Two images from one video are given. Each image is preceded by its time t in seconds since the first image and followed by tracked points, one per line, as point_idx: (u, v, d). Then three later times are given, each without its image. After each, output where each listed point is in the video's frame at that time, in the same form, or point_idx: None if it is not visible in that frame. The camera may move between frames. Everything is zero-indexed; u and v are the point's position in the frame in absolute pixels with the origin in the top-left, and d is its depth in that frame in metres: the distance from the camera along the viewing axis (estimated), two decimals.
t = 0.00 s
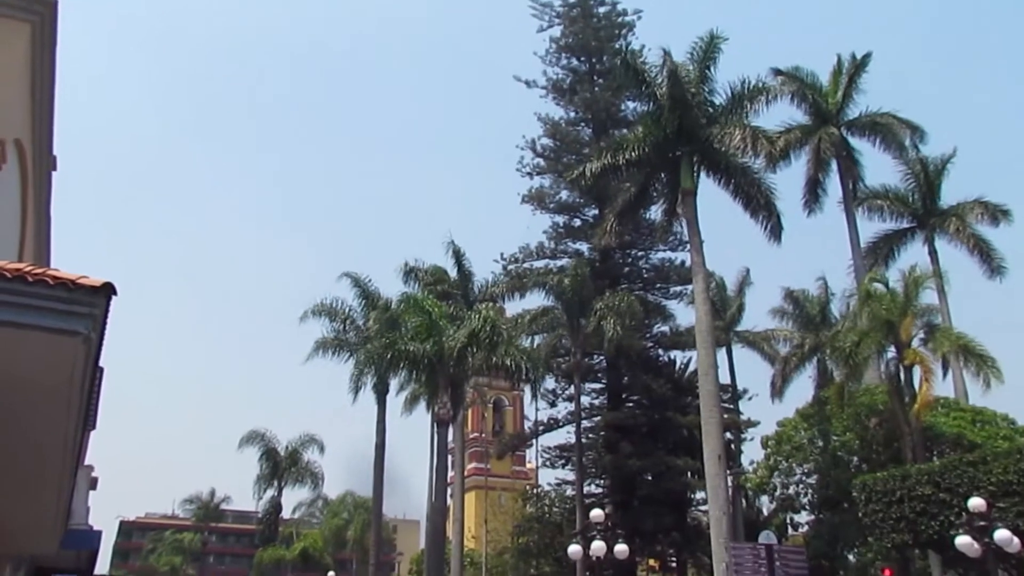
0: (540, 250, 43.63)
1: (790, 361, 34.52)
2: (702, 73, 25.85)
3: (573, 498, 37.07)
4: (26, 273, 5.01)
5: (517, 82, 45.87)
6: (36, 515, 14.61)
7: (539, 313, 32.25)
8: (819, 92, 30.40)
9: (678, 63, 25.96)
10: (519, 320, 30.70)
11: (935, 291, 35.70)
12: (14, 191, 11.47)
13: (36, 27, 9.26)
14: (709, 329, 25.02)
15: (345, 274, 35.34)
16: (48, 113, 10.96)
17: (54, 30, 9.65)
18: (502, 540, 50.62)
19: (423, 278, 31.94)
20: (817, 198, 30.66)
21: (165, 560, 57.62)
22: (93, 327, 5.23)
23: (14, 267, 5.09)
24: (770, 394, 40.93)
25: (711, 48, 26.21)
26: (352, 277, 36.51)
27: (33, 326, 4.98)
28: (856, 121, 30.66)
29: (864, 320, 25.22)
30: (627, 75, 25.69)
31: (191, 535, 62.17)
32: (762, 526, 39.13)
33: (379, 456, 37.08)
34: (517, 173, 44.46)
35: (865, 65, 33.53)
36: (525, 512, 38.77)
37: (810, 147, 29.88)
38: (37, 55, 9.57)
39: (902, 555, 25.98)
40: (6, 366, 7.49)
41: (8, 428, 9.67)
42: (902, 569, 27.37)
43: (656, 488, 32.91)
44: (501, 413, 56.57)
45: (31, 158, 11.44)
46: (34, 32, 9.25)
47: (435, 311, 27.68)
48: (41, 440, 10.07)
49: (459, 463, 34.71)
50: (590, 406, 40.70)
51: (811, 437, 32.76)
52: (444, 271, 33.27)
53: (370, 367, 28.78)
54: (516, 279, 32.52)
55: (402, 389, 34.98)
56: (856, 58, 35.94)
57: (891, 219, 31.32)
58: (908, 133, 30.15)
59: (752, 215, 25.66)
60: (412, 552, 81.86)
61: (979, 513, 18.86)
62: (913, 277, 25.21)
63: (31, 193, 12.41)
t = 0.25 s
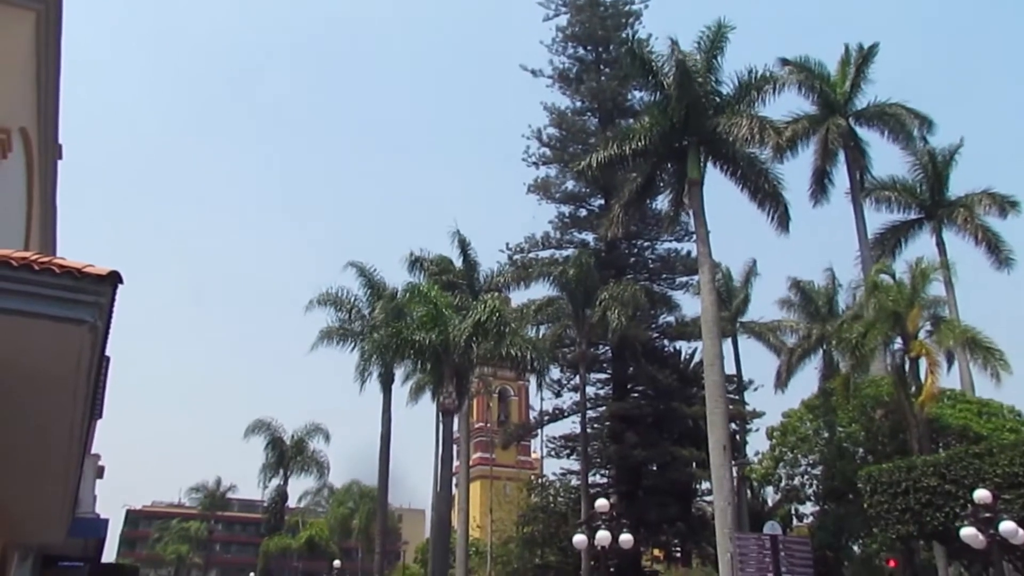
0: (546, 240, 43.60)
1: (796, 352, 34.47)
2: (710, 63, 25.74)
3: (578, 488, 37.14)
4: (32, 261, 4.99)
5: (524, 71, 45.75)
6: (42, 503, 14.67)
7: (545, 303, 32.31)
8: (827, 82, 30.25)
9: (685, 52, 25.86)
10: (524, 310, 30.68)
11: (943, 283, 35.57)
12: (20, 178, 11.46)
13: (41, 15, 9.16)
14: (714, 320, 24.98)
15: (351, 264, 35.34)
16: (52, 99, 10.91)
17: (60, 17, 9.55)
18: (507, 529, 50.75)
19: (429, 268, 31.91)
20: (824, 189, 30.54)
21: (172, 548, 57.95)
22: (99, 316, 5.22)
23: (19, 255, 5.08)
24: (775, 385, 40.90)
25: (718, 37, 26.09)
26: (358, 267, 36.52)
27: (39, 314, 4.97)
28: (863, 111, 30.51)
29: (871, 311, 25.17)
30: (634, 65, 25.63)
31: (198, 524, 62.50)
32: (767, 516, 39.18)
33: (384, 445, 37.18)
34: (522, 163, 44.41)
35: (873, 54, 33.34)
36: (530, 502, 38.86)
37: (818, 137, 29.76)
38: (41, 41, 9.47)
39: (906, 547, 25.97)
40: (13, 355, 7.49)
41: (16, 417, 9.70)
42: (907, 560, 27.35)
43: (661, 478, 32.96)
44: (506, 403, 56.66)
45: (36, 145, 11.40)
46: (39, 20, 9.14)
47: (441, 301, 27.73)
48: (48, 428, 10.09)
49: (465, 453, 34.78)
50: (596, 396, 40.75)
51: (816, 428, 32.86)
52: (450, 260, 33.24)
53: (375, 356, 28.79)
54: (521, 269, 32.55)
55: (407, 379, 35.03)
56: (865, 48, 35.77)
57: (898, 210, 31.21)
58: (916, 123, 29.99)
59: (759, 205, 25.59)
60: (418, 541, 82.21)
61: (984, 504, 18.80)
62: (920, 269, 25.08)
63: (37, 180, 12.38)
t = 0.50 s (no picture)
0: (551, 226, 43.51)
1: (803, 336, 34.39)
2: (715, 46, 25.50)
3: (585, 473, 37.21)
4: (39, 251, 4.95)
5: (528, 57, 45.51)
6: (53, 492, 14.73)
7: (550, 290, 32.25)
8: (834, 65, 30.02)
9: (690, 36, 25.64)
10: (530, 296, 30.62)
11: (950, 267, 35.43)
12: (26, 166, 11.41)
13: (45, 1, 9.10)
14: (721, 305, 24.90)
15: (356, 251, 35.29)
16: (57, 86, 10.82)
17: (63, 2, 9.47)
18: (514, 515, 50.93)
19: (434, 255, 31.80)
20: (831, 173, 30.38)
21: (182, 536, 58.29)
22: (107, 305, 5.18)
23: (25, 244, 5.04)
24: (782, 370, 40.85)
25: (723, 20, 25.86)
26: (363, 255, 36.47)
27: (46, 304, 4.94)
28: (871, 94, 30.28)
29: (878, 295, 25.02)
30: (638, 49, 25.44)
31: (208, 511, 62.85)
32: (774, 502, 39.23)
33: (392, 432, 37.29)
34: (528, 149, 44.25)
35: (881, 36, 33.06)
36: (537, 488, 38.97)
37: (825, 121, 29.55)
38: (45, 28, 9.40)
39: (913, 531, 25.98)
40: (21, 345, 7.49)
41: (26, 407, 9.71)
42: (915, 544, 27.34)
43: (667, 464, 32.99)
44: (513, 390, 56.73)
45: (41, 133, 11.33)
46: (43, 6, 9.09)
47: (445, 289, 27.80)
48: (58, 417, 10.09)
49: (472, 440, 34.83)
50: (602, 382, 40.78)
51: (823, 413, 32.55)
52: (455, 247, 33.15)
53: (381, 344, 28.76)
54: (526, 255, 32.54)
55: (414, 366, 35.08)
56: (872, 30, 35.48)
57: (906, 193, 31.03)
58: (924, 105, 29.77)
59: (766, 189, 25.44)
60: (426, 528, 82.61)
61: (992, 488, 18.74)
62: (928, 253, 24.90)
63: (42, 168, 12.32)
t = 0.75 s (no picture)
0: (557, 212, 43.54)
1: (810, 322, 34.37)
2: (721, 31, 25.41)
3: (592, 459, 37.33)
4: (48, 239, 5.01)
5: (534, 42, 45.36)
6: (65, 477, 14.88)
7: (556, 276, 32.30)
8: (842, 48, 29.85)
9: (695, 20, 25.56)
10: (536, 282, 30.65)
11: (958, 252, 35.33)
12: (34, 154, 11.46)
13: None
14: (728, 290, 24.89)
15: (363, 238, 35.36)
16: (63, 74, 10.87)
17: None
18: (521, 501, 51.16)
19: (440, 241, 31.83)
20: (838, 158, 30.26)
21: (191, 522, 58.79)
22: (116, 291, 5.22)
23: (34, 233, 5.10)
24: (789, 355, 40.85)
25: (729, 5, 25.76)
26: (370, 241, 36.53)
27: (54, 290, 5.00)
28: (879, 78, 30.12)
29: (885, 281, 24.95)
30: (644, 34, 25.38)
31: (217, 497, 63.29)
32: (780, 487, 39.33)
33: (399, 418, 37.46)
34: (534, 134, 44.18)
35: (889, 20, 32.86)
36: (544, 473, 39.13)
37: (833, 105, 29.44)
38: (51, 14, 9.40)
39: (920, 516, 26.03)
40: (30, 331, 7.55)
41: (36, 392, 9.80)
42: (922, 529, 27.38)
43: (674, 449, 33.07)
44: (520, 375, 56.91)
45: (48, 121, 11.36)
46: None
47: (451, 276, 27.94)
48: (67, 403, 10.16)
49: (478, 426, 34.96)
50: (608, 367, 40.92)
51: (830, 398, 32.83)
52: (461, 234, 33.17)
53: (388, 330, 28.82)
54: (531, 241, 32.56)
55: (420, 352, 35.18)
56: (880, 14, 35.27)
57: (914, 178, 30.92)
58: (933, 89, 29.61)
59: (774, 175, 25.36)
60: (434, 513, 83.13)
61: (999, 473, 18.71)
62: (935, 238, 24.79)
63: (50, 157, 12.37)
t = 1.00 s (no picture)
0: (565, 196, 43.49)
1: (818, 305, 34.32)
2: (729, 13, 25.27)
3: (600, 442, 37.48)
4: (58, 224, 5.07)
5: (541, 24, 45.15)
6: (78, 461, 15.03)
7: (563, 260, 32.31)
8: (852, 29, 29.62)
9: (703, 2, 25.42)
10: (543, 266, 30.65)
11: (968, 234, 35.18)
12: (42, 139, 11.52)
13: None
14: (736, 273, 24.88)
15: (370, 223, 35.40)
16: (69, 57, 10.90)
17: None
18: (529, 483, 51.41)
19: (448, 226, 31.82)
20: (847, 140, 30.12)
21: (203, 505, 59.29)
22: (126, 275, 5.28)
23: (44, 218, 5.16)
24: (797, 338, 40.83)
25: None
26: (378, 226, 36.56)
27: (65, 275, 5.07)
28: (889, 58, 29.90)
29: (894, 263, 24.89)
30: (652, 16, 25.29)
31: (227, 481, 63.80)
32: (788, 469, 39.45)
33: (408, 402, 37.61)
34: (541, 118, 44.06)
35: None
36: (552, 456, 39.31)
37: (842, 87, 29.27)
38: None
39: (928, 498, 26.08)
40: (40, 315, 7.63)
41: (48, 377, 9.91)
42: (930, 511, 27.45)
43: (682, 432, 33.15)
44: (528, 359, 57.05)
45: (56, 106, 11.40)
46: None
47: (458, 260, 27.87)
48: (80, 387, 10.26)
49: (487, 409, 35.10)
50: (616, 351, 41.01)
51: (838, 381, 33.07)
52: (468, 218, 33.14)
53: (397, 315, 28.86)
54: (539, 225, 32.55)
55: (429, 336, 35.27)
56: None
57: (923, 160, 30.76)
58: (943, 70, 29.39)
59: (782, 157, 25.25)
60: (444, 496, 83.63)
61: (1008, 455, 18.67)
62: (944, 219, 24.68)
63: (58, 141, 12.43)
